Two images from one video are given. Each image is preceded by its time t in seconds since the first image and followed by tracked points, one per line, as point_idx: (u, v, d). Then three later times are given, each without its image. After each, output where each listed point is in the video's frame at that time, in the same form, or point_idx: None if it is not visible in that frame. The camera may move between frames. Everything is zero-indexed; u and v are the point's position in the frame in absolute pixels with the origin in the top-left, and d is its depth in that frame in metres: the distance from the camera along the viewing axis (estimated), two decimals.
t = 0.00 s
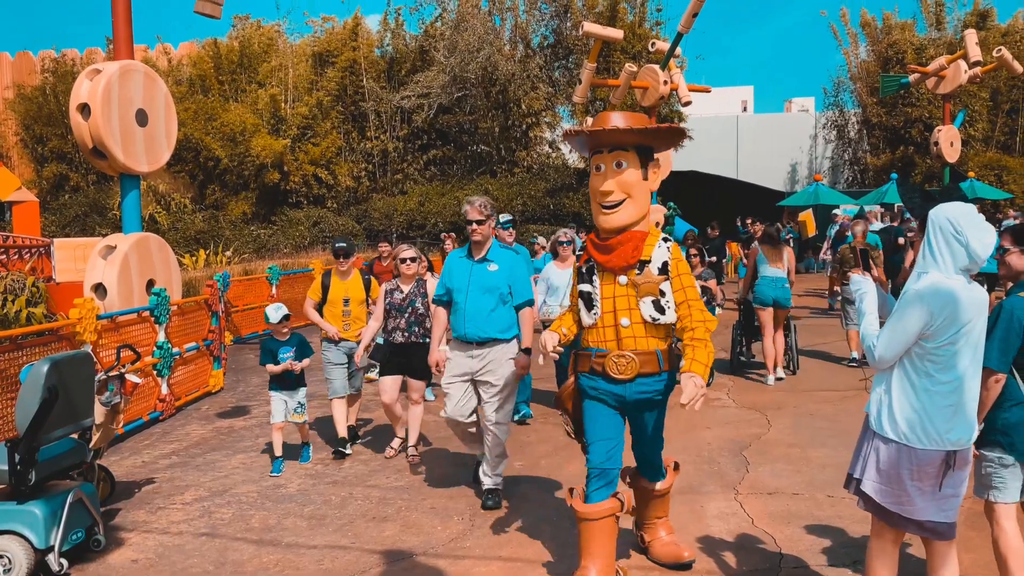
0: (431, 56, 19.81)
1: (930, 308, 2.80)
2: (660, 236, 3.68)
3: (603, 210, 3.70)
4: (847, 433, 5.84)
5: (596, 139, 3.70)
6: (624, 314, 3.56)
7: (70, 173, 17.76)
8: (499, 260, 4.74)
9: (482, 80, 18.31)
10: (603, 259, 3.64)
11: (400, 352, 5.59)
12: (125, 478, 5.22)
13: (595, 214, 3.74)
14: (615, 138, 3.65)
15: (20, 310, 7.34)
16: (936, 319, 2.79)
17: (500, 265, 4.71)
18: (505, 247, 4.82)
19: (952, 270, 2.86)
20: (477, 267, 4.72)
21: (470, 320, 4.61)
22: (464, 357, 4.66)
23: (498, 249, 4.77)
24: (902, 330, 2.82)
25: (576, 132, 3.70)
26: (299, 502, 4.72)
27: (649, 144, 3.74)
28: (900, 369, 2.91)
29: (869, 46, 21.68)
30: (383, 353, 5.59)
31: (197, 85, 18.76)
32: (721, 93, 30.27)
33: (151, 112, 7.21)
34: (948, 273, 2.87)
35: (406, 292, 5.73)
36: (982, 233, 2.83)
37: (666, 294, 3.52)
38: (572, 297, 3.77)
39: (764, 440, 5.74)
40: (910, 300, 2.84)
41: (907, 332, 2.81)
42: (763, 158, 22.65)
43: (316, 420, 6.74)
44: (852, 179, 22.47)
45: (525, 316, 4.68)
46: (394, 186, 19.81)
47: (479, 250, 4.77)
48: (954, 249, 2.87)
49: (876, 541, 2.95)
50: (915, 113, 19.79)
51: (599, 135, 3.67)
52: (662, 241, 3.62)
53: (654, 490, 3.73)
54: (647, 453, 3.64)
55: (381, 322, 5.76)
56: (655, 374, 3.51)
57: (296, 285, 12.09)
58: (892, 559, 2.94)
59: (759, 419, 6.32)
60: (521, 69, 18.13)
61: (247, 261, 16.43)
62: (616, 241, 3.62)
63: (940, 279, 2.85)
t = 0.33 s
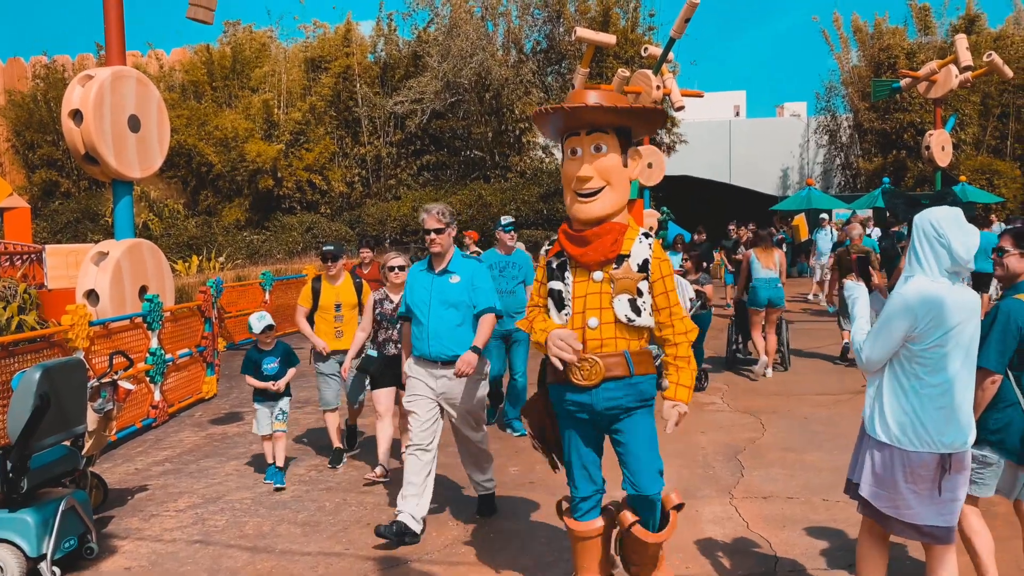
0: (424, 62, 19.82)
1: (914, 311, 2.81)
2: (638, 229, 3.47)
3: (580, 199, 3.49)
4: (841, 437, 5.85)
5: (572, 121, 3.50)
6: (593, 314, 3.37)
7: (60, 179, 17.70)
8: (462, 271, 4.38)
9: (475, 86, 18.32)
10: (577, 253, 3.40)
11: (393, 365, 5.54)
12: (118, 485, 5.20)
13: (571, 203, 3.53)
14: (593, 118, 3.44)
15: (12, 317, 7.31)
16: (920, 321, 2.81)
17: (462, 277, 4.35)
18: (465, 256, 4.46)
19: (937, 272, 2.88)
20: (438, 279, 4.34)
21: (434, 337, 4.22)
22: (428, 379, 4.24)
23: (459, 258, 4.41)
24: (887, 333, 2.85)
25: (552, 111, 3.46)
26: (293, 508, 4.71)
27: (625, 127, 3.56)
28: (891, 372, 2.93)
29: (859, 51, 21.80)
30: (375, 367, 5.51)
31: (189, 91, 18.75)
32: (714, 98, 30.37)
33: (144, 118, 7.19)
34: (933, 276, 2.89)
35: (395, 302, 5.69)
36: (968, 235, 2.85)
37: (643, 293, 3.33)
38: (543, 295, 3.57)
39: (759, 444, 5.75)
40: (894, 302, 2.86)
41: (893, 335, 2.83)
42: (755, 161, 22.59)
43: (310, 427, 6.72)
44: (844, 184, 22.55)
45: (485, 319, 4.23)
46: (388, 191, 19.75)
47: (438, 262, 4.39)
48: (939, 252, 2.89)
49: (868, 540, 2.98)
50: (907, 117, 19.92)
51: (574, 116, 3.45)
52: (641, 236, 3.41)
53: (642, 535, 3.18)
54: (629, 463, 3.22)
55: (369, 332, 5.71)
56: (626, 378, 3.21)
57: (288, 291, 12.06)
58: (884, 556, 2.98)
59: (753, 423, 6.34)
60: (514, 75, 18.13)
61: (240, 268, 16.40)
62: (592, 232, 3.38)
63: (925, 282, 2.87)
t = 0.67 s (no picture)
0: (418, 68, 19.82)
1: (873, 315, 2.85)
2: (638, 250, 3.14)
3: (585, 212, 3.05)
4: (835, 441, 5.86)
5: (583, 122, 3.04)
6: (592, 345, 2.96)
7: (52, 186, 17.66)
8: (412, 270, 4.11)
9: (469, 92, 18.34)
10: (579, 275, 2.97)
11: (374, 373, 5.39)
12: (112, 492, 5.18)
13: (571, 216, 3.07)
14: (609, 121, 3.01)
15: (5, 324, 7.30)
16: (879, 324, 2.85)
17: (414, 276, 4.07)
18: (419, 255, 4.20)
19: (902, 276, 2.92)
20: (387, 280, 4.08)
21: (381, 344, 3.95)
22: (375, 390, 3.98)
23: (411, 256, 4.15)
24: (848, 336, 2.90)
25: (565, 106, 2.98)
26: (287, 515, 4.70)
27: (632, 134, 3.19)
28: (858, 371, 2.98)
29: (852, 56, 21.90)
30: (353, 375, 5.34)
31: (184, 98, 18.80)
32: (708, 103, 30.48)
33: (137, 125, 7.19)
34: (899, 279, 2.93)
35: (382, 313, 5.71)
36: (930, 238, 2.87)
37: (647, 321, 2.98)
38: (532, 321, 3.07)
39: (753, 448, 5.75)
40: (855, 305, 2.91)
41: (852, 337, 2.89)
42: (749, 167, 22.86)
43: (304, 434, 6.70)
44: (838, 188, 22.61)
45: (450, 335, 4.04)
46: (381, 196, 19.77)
47: (388, 261, 4.13)
48: (903, 258, 2.91)
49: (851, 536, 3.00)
50: (899, 122, 19.97)
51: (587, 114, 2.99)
52: (643, 258, 3.08)
53: None
54: (620, 519, 2.80)
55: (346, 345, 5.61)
56: (625, 417, 2.85)
57: (282, 296, 12.04)
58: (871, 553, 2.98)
59: (748, 427, 6.34)
60: (508, 80, 18.14)
61: (235, 274, 16.41)
62: (599, 254, 2.96)
63: (889, 285, 2.92)
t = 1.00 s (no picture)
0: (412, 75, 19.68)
1: (827, 316, 3.04)
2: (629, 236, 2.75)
3: (554, 199, 2.70)
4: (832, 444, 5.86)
5: (540, 96, 2.69)
6: (585, 349, 2.55)
7: (46, 195, 17.63)
8: (380, 294, 3.73)
9: (463, 98, 18.37)
10: (554, 270, 2.60)
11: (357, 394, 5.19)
12: (107, 501, 5.15)
13: (541, 205, 2.74)
14: (568, 92, 2.65)
15: None
16: (833, 325, 3.02)
17: (381, 301, 3.70)
18: (390, 277, 3.83)
19: (859, 279, 3.06)
20: (352, 302, 3.71)
21: (340, 374, 3.61)
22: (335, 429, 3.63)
23: (380, 279, 3.79)
24: (808, 335, 3.09)
25: (514, 80, 2.66)
26: (284, 523, 4.67)
27: (607, 106, 2.80)
28: (823, 370, 3.15)
29: (845, 60, 21.97)
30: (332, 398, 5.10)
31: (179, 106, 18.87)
32: (702, 109, 30.60)
33: (132, 133, 7.18)
34: (856, 283, 3.07)
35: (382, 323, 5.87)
36: (883, 242, 2.97)
37: (645, 317, 2.56)
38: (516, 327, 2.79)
39: (750, 451, 5.75)
40: (814, 307, 3.09)
41: (812, 336, 3.08)
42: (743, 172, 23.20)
43: (300, 443, 6.68)
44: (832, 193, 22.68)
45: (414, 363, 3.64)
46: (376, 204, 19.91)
47: (355, 282, 3.77)
48: (858, 261, 3.03)
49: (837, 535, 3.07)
50: (892, 126, 20.03)
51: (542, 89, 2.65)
52: (633, 243, 2.68)
53: None
54: (621, 557, 2.52)
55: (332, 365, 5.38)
56: (631, 436, 2.49)
57: (278, 304, 12.03)
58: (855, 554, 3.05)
59: (744, 431, 6.34)
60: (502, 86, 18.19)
61: (230, 282, 16.42)
62: (575, 242, 2.59)
63: (846, 288, 3.07)
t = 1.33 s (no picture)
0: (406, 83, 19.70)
1: (802, 318, 3.20)
2: (581, 251, 2.48)
3: (486, 209, 2.47)
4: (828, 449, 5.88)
5: (464, 90, 2.46)
6: (521, 387, 2.27)
7: (40, 205, 17.61)
8: (339, 294, 3.36)
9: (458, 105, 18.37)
10: (487, 294, 2.34)
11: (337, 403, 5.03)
12: (103, 512, 5.14)
13: (474, 216, 2.50)
14: (489, 83, 2.40)
15: None
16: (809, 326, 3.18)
17: (341, 302, 3.33)
18: (351, 274, 3.45)
19: (833, 284, 3.21)
20: (309, 304, 3.35)
21: (303, 387, 3.26)
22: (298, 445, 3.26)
23: (341, 277, 3.41)
24: (786, 337, 3.25)
25: (432, 75, 2.45)
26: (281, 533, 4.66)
27: (548, 99, 2.52)
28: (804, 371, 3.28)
29: (839, 65, 22.03)
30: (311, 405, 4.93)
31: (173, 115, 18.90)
32: (696, 114, 30.69)
33: (126, 143, 7.17)
34: (830, 287, 3.22)
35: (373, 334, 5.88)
36: (852, 247, 3.11)
37: (593, 350, 2.27)
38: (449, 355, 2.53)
39: (748, 456, 5.76)
40: (792, 310, 3.25)
41: (789, 337, 3.24)
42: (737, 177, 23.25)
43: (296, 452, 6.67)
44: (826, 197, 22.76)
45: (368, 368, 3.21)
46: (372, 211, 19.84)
47: (312, 282, 3.41)
48: (831, 266, 3.19)
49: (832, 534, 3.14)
50: (886, 130, 20.10)
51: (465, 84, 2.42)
52: (584, 261, 2.41)
53: None
54: None
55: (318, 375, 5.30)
56: (574, 490, 2.20)
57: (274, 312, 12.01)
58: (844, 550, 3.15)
59: (741, 436, 6.35)
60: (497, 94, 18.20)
61: (225, 291, 16.41)
62: (510, 259, 2.33)
63: (820, 292, 3.23)
